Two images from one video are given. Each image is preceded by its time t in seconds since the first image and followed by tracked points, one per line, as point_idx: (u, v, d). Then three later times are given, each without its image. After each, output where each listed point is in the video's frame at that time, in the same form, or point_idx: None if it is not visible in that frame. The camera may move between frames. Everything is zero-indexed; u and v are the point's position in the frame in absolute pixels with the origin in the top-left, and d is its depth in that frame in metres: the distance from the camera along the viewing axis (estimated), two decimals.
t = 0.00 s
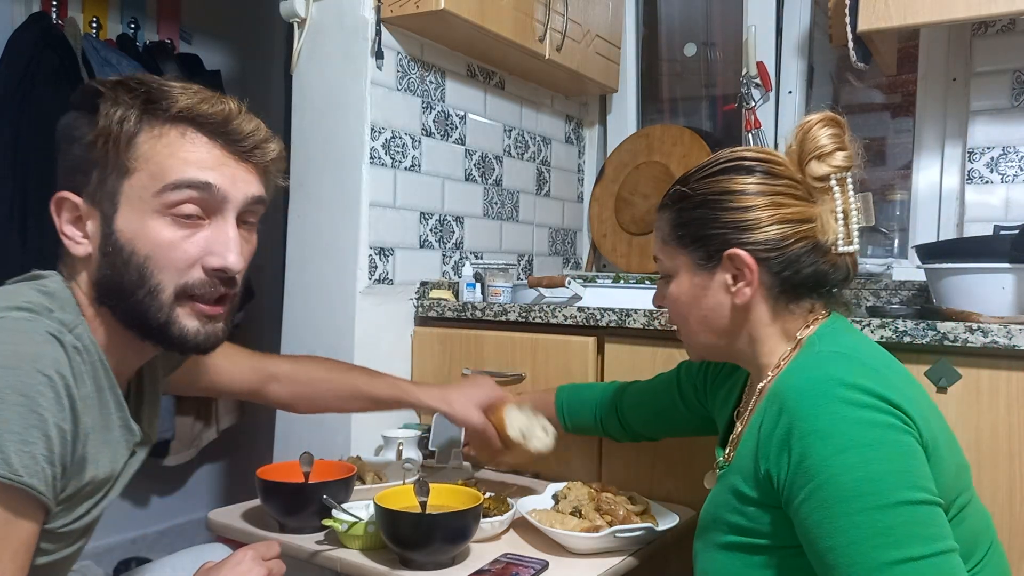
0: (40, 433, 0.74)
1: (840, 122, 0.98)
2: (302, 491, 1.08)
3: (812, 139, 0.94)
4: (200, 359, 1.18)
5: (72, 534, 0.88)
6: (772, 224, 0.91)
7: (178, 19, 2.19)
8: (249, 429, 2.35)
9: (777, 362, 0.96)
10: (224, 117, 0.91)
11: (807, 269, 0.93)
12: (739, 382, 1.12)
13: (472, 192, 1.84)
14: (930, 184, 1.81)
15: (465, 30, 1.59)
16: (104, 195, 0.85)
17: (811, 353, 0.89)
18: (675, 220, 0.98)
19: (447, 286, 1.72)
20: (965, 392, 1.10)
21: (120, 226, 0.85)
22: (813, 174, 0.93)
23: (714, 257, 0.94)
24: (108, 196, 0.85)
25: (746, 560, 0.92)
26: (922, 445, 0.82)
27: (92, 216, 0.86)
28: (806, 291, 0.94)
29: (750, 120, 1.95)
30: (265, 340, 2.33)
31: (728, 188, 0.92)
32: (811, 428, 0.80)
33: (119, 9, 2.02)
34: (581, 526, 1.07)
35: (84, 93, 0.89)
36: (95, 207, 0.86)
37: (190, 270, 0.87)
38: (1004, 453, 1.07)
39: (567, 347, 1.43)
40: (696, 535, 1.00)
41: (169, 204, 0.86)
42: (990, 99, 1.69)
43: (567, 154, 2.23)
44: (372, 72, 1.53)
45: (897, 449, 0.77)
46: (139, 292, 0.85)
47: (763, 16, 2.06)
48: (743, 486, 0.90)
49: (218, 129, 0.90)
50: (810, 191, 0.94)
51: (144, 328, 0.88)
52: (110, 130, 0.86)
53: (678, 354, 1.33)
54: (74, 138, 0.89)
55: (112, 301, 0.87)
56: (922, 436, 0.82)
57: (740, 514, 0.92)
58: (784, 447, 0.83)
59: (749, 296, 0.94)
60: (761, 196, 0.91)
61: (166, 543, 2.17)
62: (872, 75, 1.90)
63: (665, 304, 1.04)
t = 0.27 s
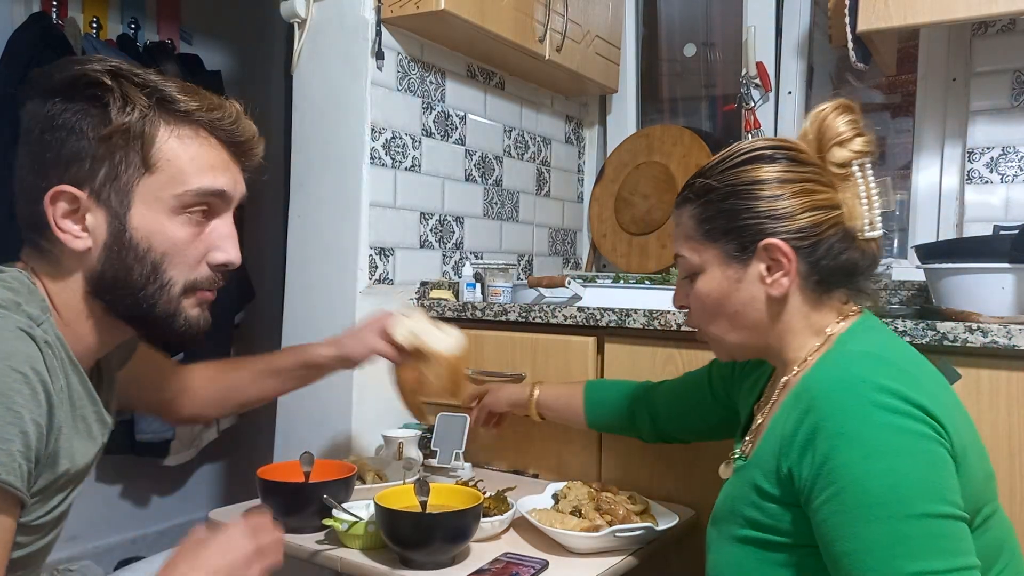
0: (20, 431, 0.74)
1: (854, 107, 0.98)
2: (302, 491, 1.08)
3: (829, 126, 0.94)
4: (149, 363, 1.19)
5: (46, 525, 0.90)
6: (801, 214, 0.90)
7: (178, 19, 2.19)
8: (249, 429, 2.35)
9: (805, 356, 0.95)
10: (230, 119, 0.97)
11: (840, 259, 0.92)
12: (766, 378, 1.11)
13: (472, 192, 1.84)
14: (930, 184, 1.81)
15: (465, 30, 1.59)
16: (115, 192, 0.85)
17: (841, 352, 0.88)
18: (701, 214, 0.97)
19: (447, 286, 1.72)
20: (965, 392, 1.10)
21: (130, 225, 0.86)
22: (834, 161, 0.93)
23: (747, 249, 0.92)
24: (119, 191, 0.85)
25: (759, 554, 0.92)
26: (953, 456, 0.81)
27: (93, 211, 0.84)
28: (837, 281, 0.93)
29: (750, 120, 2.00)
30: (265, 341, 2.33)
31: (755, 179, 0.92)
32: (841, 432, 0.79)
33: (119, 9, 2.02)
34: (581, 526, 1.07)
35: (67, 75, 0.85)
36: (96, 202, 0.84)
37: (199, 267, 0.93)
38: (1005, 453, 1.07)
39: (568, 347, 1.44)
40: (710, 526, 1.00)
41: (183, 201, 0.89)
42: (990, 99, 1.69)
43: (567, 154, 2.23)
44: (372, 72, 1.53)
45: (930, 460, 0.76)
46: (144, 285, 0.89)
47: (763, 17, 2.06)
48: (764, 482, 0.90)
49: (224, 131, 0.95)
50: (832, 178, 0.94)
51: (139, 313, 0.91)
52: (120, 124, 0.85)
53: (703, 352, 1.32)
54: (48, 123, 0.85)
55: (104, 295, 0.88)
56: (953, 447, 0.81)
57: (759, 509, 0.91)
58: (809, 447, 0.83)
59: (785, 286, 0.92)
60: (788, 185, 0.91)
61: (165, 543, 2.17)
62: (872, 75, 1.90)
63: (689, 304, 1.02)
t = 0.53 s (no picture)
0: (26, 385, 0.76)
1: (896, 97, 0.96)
2: (302, 491, 1.08)
3: (874, 114, 0.92)
4: (87, 386, 1.19)
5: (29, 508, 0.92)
6: (847, 203, 0.88)
7: (178, 18, 2.20)
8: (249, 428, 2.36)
9: (845, 354, 0.93)
10: (210, 123, 1.03)
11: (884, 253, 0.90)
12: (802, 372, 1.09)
13: (472, 192, 1.84)
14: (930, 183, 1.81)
15: (465, 30, 1.59)
16: (125, 187, 0.89)
17: (889, 358, 0.85)
18: (742, 200, 0.94)
19: (447, 286, 1.72)
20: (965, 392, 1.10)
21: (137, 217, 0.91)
22: (878, 151, 0.91)
23: (791, 237, 0.90)
24: (127, 185, 0.89)
25: (781, 553, 0.91)
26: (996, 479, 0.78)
27: (97, 202, 0.88)
28: (881, 275, 0.91)
29: (750, 120, 1.99)
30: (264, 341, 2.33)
31: (800, 166, 0.90)
32: (882, 440, 0.77)
33: (119, 9, 2.03)
34: (582, 526, 1.07)
35: (74, 68, 0.88)
36: (103, 194, 0.88)
37: (176, 258, 0.99)
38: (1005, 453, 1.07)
39: (568, 347, 1.44)
40: (733, 523, 0.98)
41: (175, 198, 0.96)
42: (989, 99, 1.70)
43: (567, 154, 2.23)
44: (372, 72, 1.53)
45: (971, 480, 0.72)
46: (138, 274, 0.93)
47: (763, 17, 2.06)
48: (796, 484, 0.87)
49: (205, 134, 1.02)
50: (876, 169, 0.92)
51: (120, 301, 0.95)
52: (133, 122, 0.90)
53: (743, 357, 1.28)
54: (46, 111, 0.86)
55: (98, 283, 0.91)
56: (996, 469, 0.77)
57: (786, 511, 0.89)
58: (846, 452, 0.80)
59: (829, 278, 0.89)
60: (833, 174, 0.89)
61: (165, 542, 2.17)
62: (871, 75, 1.90)
63: (722, 294, 0.99)
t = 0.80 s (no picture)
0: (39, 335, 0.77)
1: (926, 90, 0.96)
2: (302, 491, 1.08)
3: (905, 107, 0.92)
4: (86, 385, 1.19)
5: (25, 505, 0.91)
6: (880, 197, 0.87)
7: (177, 18, 2.20)
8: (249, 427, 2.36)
9: (869, 351, 0.92)
10: (176, 116, 1.07)
11: (912, 248, 0.89)
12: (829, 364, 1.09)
13: (472, 192, 1.84)
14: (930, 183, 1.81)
15: (465, 30, 1.59)
16: (108, 176, 0.91)
17: (906, 354, 0.83)
18: (770, 193, 0.92)
19: (447, 286, 1.73)
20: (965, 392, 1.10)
21: (119, 204, 0.92)
22: (909, 145, 0.91)
23: (820, 230, 0.88)
24: (109, 173, 0.91)
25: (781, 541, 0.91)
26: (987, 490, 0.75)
27: (82, 190, 0.88)
28: (909, 272, 0.90)
29: (750, 120, 2.02)
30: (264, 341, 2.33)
31: (831, 158, 0.89)
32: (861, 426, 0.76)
33: (119, 9, 2.02)
34: (582, 526, 1.07)
35: (49, 62, 0.89)
36: (87, 183, 0.89)
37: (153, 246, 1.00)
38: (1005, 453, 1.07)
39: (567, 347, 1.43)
40: (744, 518, 0.98)
41: (152, 186, 0.98)
42: (989, 99, 1.70)
43: (567, 154, 2.23)
44: (372, 72, 1.53)
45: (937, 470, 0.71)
46: (120, 261, 0.95)
47: (763, 17, 2.06)
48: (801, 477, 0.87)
49: (170, 126, 1.06)
50: (907, 162, 0.92)
51: (105, 292, 0.96)
52: (110, 112, 0.91)
53: (755, 356, 1.26)
54: (26, 104, 0.86)
55: (91, 270, 0.92)
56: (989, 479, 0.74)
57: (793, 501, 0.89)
58: (839, 436, 0.79)
59: (857, 273, 0.88)
60: (864, 167, 0.88)
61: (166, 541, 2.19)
62: (871, 75, 1.90)
63: (746, 286, 0.98)
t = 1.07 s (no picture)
0: (40, 323, 0.79)
1: (925, 87, 0.96)
2: (302, 491, 1.08)
3: (903, 106, 0.92)
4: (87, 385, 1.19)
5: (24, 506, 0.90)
6: (880, 195, 0.87)
7: (177, 19, 2.20)
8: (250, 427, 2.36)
9: (870, 350, 0.92)
10: (174, 122, 1.09)
11: (913, 246, 0.89)
12: (834, 364, 1.09)
13: (472, 192, 1.84)
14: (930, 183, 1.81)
15: (465, 30, 1.59)
16: (110, 179, 0.91)
17: (905, 352, 0.84)
18: (769, 195, 0.93)
19: (447, 286, 1.73)
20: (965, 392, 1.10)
21: (119, 206, 0.93)
22: (909, 142, 0.91)
23: (819, 231, 0.88)
24: (109, 175, 0.91)
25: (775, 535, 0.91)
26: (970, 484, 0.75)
27: (82, 191, 0.89)
28: (911, 270, 0.90)
29: (750, 120, 2.01)
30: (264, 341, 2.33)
31: (831, 158, 0.88)
32: (850, 416, 0.77)
33: (119, 9, 2.02)
34: (582, 526, 1.07)
35: (51, 68, 0.90)
36: (88, 185, 0.90)
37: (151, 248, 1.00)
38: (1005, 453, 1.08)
39: (567, 347, 1.43)
40: (746, 514, 0.99)
41: (152, 189, 0.98)
42: (989, 99, 1.70)
43: (567, 154, 2.23)
44: (372, 72, 1.53)
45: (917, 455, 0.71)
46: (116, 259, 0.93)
47: (763, 17, 2.06)
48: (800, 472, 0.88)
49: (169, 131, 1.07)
50: (907, 160, 0.92)
51: (106, 293, 0.96)
52: (109, 116, 0.92)
53: (757, 355, 1.27)
54: (29, 108, 0.88)
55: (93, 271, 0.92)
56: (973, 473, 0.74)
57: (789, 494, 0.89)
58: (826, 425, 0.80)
59: (857, 272, 0.88)
60: (863, 165, 0.88)
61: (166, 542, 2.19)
62: (871, 75, 1.89)
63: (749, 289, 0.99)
